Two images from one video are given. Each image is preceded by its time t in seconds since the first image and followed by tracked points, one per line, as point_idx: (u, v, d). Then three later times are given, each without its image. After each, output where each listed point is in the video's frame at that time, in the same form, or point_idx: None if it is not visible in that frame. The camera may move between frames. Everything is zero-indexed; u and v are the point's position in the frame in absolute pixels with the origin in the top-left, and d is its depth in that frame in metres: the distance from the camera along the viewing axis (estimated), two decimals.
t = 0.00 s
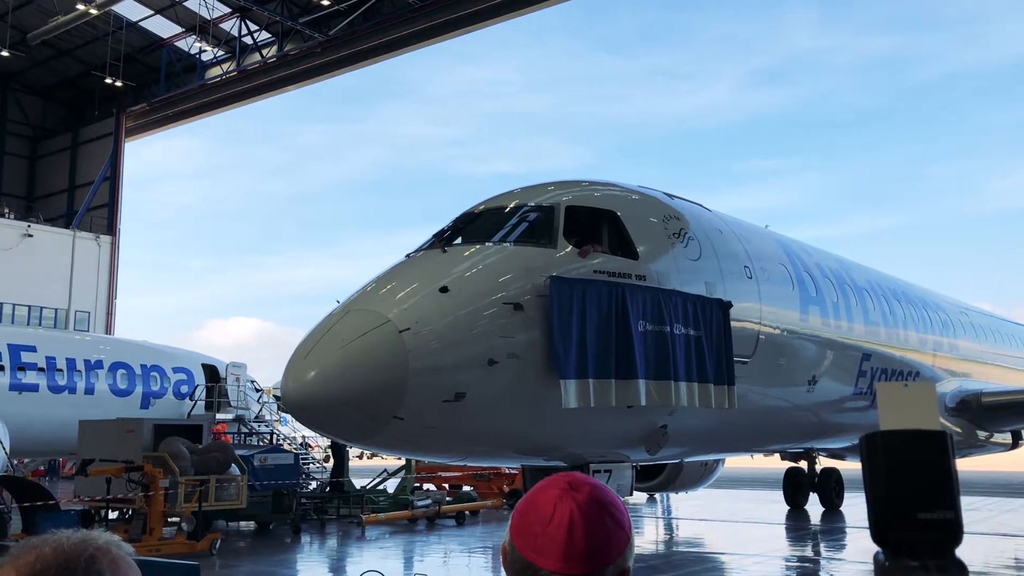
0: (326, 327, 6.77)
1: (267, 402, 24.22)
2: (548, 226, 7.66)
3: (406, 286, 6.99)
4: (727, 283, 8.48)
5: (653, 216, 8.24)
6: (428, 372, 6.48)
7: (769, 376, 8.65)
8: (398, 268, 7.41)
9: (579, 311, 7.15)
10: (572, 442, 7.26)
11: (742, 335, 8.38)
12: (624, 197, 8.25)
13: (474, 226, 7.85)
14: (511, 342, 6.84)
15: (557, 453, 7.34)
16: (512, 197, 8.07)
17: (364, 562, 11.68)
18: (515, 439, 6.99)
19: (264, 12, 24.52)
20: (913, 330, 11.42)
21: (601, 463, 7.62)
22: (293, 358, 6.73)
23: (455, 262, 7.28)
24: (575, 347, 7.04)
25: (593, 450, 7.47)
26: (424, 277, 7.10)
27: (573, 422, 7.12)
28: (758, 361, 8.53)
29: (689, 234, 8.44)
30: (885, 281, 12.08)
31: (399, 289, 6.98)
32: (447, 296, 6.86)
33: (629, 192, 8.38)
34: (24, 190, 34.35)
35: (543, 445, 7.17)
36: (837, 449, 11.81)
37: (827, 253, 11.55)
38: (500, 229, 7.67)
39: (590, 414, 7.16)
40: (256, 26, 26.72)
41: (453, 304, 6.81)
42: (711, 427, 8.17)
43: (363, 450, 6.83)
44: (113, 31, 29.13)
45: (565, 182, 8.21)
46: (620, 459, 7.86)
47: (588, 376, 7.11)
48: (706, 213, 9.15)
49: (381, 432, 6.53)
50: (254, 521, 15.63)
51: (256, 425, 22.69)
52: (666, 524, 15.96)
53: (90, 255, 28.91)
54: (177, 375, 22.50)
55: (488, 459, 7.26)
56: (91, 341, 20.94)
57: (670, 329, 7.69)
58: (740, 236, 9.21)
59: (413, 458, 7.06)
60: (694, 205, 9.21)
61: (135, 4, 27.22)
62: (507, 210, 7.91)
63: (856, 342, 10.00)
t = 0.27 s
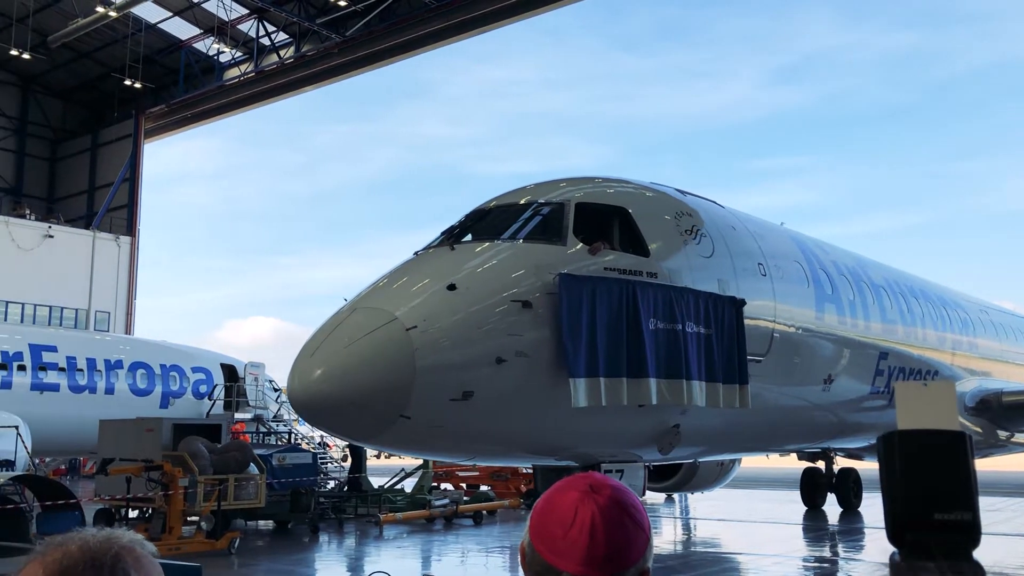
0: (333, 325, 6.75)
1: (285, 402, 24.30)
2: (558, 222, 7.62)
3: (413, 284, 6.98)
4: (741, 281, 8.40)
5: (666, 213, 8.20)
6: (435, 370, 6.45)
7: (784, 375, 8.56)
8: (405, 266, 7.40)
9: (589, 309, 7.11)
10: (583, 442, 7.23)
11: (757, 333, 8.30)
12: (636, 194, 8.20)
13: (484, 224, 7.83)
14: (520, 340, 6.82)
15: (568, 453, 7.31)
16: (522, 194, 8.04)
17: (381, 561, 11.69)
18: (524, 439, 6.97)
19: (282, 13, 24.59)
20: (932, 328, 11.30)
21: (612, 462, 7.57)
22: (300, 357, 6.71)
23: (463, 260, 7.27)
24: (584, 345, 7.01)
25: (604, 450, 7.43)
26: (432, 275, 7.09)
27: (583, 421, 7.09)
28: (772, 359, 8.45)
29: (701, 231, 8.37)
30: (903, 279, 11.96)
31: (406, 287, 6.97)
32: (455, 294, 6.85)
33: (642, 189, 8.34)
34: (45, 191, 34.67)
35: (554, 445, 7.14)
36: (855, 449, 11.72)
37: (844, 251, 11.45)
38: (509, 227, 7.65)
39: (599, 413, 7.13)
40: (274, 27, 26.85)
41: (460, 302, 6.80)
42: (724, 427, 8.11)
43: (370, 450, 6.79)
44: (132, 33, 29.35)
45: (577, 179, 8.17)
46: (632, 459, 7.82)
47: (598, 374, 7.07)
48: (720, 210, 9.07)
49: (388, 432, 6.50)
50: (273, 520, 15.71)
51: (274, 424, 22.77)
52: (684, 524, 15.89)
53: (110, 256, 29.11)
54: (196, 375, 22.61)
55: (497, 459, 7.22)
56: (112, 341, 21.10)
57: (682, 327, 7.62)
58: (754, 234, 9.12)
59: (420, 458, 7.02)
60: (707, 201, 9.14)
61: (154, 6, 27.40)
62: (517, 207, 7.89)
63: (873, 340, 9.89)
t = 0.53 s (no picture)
0: (334, 324, 6.72)
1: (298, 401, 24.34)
2: (563, 219, 7.55)
3: (416, 282, 6.93)
4: (749, 279, 8.32)
5: (675, 211, 8.13)
6: (437, 370, 6.42)
7: (794, 375, 8.49)
8: (408, 264, 7.34)
9: (594, 307, 7.06)
10: (589, 442, 7.20)
11: (766, 332, 8.23)
12: (643, 191, 8.13)
13: (489, 221, 7.77)
14: (524, 339, 6.78)
15: (574, 452, 7.28)
16: (528, 191, 7.97)
17: (393, 561, 11.68)
18: (529, 438, 6.93)
19: (294, 13, 24.67)
20: (944, 327, 11.21)
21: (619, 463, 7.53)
22: (301, 356, 6.69)
23: (465, 258, 7.21)
24: (589, 343, 6.97)
25: (610, 450, 7.40)
26: (435, 273, 7.04)
27: (588, 421, 7.05)
28: (782, 358, 8.38)
29: (709, 229, 8.29)
30: (914, 277, 11.86)
31: (409, 285, 6.93)
32: (457, 292, 6.81)
33: (651, 187, 8.29)
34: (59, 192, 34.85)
35: (559, 444, 7.11)
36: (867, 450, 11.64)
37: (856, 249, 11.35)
38: (514, 223, 7.60)
39: (604, 413, 7.09)
40: (286, 27, 26.93)
41: (463, 300, 6.75)
42: (732, 427, 8.06)
43: (373, 450, 6.78)
44: (145, 34, 29.46)
45: (585, 175, 8.11)
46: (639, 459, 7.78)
47: (603, 374, 7.03)
48: (729, 208, 9.00)
49: (390, 432, 6.47)
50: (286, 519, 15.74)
51: (287, 424, 22.81)
52: (697, 524, 15.83)
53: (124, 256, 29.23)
54: (210, 374, 22.66)
55: (502, 458, 7.19)
56: (125, 341, 21.19)
57: (689, 325, 7.56)
58: (763, 231, 9.04)
59: (424, 457, 7.01)
60: (716, 199, 9.06)
61: (167, 6, 27.50)
62: (522, 204, 7.82)
63: (885, 339, 9.80)
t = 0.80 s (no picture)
0: (334, 323, 6.78)
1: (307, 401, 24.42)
2: (565, 218, 7.57)
3: (416, 281, 6.98)
4: (754, 277, 8.33)
5: (680, 210, 8.15)
6: (437, 369, 6.46)
7: (800, 374, 8.50)
8: (409, 263, 7.38)
9: (594, 306, 7.10)
10: (591, 441, 7.23)
11: (771, 332, 8.25)
12: (647, 189, 8.14)
13: (491, 218, 7.80)
14: (524, 338, 6.81)
15: (577, 452, 7.31)
16: (530, 188, 7.99)
17: (402, 560, 11.73)
18: (531, 438, 6.96)
19: (303, 14, 24.79)
20: (952, 326, 11.21)
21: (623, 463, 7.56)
22: (301, 356, 6.76)
23: (466, 257, 7.24)
24: (590, 342, 7.00)
25: (612, 449, 7.43)
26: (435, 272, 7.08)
27: (590, 420, 7.08)
28: (787, 357, 8.40)
29: (713, 226, 8.31)
30: (923, 276, 11.84)
31: (409, 284, 6.97)
32: (457, 291, 6.84)
33: (656, 185, 8.30)
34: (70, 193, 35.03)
35: (561, 444, 7.14)
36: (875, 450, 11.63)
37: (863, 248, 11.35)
38: (517, 221, 7.62)
39: (606, 412, 7.12)
40: (295, 28, 27.04)
41: (463, 299, 6.78)
42: (736, 427, 8.07)
43: (375, 450, 6.83)
44: (155, 36, 29.61)
45: (589, 173, 8.13)
46: (643, 459, 7.81)
47: (605, 373, 7.06)
48: (735, 207, 9.02)
49: (391, 432, 6.52)
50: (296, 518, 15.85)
51: (297, 423, 22.91)
52: (706, 524, 15.84)
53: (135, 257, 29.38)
54: (220, 374, 22.76)
55: (504, 459, 7.22)
56: (136, 341, 21.32)
57: (691, 324, 7.59)
58: (768, 230, 9.04)
59: (426, 457, 7.05)
60: (722, 198, 9.08)
61: (177, 8, 27.64)
62: (525, 201, 7.85)
63: (892, 338, 9.80)
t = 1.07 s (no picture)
0: (332, 322, 6.79)
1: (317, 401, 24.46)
2: (566, 215, 7.56)
3: (415, 279, 6.97)
4: (758, 276, 8.31)
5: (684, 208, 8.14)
6: (435, 368, 6.46)
7: (806, 373, 8.47)
8: (408, 262, 7.38)
9: (596, 304, 7.08)
10: (595, 442, 7.23)
11: (776, 331, 8.22)
12: (652, 187, 8.12)
13: (492, 216, 7.77)
14: (525, 337, 6.80)
15: (580, 453, 7.31)
16: (532, 186, 7.96)
17: (411, 560, 11.75)
18: (531, 438, 6.96)
19: (313, 15, 24.87)
20: (962, 325, 11.16)
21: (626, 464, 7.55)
22: (299, 355, 6.77)
23: (466, 255, 7.23)
24: (591, 340, 6.99)
25: (616, 450, 7.42)
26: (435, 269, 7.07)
27: (591, 420, 7.07)
28: (793, 356, 8.37)
29: (717, 225, 8.28)
30: (931, 274, 11.80)
31: (408, 283, 6.96)
32: (456, 290, 6.83)
33: (662, 183, 8.29)
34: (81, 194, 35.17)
35: (563, 445, 7.13)
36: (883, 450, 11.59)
37: (871, 245, 11.31)
38: (519, 218, 7.61)
39: (608, 412, 7.10)
40: (305, 29, 27.12)
41: (462, 298, 6.77)
42: (741, 427, 8.04)
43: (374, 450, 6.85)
44: (165, 37, 29.70)
45: (594, 170, 8.12)
46: (646, 459, 7.79)
47: (607, 372, 7.04)
48: (740, 204, 9.00)
49: (389, 431, 6.53)
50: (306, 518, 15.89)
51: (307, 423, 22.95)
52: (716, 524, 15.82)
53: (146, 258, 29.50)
54: (231, 374, 22.81)
55: (505, 459, 7.22)
56: (147, 341, 21.41)
57: (694, 323, 7.57)
58: (773, 227, 9.02)
59: (426, 457, 7.06)
60: (727, 196, 9.06)
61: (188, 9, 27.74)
62: (527, 199, 7.82)
63: (900, 337, 9.76)
